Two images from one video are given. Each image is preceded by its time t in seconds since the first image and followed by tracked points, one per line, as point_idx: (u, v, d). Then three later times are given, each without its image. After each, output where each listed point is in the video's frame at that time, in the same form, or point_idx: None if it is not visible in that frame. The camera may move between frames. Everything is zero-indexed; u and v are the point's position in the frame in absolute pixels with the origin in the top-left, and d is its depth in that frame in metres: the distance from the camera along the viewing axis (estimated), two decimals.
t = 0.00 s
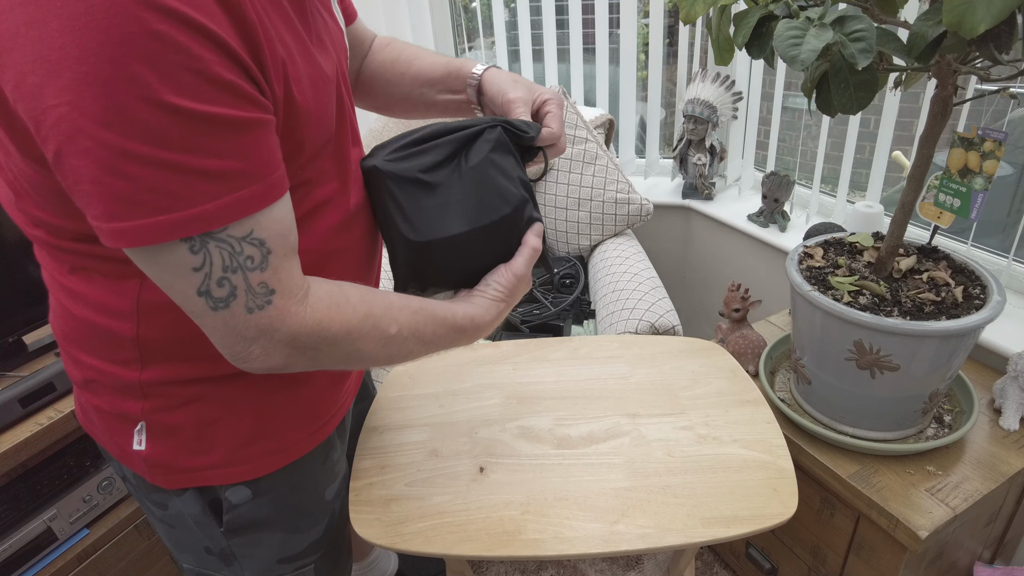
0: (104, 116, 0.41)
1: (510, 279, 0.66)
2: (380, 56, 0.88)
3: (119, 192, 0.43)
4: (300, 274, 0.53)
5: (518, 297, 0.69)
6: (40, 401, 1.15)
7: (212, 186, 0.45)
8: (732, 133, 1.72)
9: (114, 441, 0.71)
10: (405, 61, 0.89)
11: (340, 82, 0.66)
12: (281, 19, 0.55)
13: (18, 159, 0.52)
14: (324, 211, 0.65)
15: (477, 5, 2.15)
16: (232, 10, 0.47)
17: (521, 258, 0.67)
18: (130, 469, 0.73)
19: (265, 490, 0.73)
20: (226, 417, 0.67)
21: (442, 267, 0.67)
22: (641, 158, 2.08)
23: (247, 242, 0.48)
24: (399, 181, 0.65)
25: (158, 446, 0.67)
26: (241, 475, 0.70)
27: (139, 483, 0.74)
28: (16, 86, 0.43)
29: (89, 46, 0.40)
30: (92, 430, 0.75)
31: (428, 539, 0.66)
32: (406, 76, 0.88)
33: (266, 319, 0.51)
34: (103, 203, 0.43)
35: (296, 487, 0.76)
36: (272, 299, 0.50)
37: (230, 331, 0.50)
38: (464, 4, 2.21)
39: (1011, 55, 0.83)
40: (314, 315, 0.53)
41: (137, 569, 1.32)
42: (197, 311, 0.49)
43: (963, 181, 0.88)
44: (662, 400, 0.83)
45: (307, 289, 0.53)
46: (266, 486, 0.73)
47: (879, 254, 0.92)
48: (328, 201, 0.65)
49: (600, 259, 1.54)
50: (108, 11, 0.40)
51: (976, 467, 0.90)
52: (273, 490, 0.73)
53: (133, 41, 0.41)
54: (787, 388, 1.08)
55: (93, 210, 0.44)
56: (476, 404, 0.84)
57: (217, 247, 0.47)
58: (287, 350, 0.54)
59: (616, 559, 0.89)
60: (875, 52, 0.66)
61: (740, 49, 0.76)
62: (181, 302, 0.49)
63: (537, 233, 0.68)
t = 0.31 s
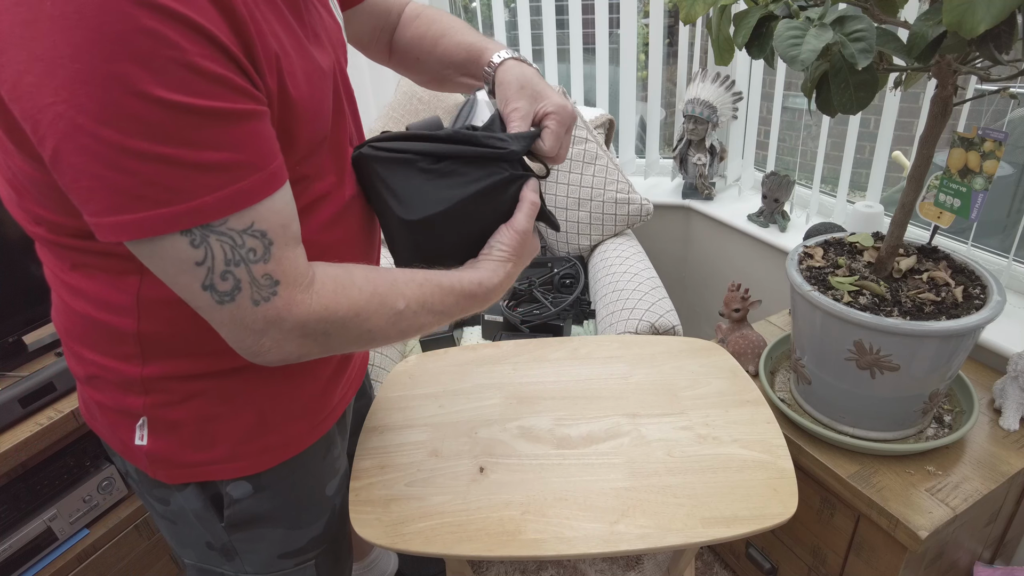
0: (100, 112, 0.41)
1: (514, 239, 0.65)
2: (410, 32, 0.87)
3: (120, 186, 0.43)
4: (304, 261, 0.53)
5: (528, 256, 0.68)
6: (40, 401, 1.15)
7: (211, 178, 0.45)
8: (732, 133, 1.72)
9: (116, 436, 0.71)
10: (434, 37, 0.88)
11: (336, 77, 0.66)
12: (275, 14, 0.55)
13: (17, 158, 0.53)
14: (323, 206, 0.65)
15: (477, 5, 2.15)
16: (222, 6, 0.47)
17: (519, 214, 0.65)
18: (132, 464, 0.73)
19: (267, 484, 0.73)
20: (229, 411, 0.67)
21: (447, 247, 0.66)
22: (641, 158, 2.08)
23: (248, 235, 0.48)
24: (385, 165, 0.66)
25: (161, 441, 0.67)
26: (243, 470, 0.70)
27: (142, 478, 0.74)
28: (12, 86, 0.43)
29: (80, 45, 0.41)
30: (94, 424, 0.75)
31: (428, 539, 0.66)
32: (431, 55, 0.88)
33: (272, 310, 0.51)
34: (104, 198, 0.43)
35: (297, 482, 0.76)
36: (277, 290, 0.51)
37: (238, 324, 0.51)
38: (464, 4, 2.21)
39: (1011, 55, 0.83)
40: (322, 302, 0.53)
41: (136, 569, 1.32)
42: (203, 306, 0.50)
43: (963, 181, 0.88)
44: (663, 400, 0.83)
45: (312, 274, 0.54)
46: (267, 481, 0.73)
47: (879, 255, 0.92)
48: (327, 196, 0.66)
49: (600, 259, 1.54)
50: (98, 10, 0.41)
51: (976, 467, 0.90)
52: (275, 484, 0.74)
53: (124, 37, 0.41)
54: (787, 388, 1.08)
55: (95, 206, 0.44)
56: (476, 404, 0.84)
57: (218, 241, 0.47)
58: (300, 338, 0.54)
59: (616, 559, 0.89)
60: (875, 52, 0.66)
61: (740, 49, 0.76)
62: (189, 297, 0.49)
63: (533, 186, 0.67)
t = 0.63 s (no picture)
0: (79, 112, 0.41)
1: (493, 252, 0.66)
2: (393, 47, 0.88)
3: (99, 185, 0.43)
4: (280, 262, 0.52)
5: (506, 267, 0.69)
6: (40, 401, 1.15)
7: (190, 180, 0.45)
8: (732, 133, 1.72)
9: (119, 431, 0.71)
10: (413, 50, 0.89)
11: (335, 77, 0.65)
12: (266, 14, 0.55)
13: (9, 158, 0.53)
14: (319, 202, 0.65)
15: (477, 5, 2.15)
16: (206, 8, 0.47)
17: (503, 232, 0.65)
18: (136, 458, 0.73)
19: (266, 480, 0.73)
20: (230, 408, 0.67)
21: (429, 238, 0.68)
22: (641, 158, 2.08)
23: (225, 237, 0.48)
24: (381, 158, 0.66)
25: (163, 436, 0.68)
26: (243, 466, 0.70)
27: (144, 472, 0.74)
28: None
29: (60, 44, 0.41)
30: (98, 417, 0.76)
31: (428, 539, 0.66)
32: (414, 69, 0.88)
33: (248, 311, 0.51)
34: (85, 197, 0.44)
35: (296, 479, 0.76)
36: (253, 290, 0.51)
37: (214, 324, 0.51)
38: (464, 4, 2.21)
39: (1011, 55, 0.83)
40: (295, 303, 0.53)
41: (136, 569, 1.32)
42: (178, 304, 0.50)
43: (963, 181, 0.88)
44: (663, 400, 0.83)
45: (285, 271, 0.53)
46: (266, 477, 0.73)
47: (879, 255, 0.92)
48: (324, 193, 0.66)
49: (600, 260, 1.54)
50: (78, 10, 0.41)
51: (976, 467, 0.90)
52: (274, 481, 0.74)
53: (102, 37, 0.41)
54: (787, 388, 1.08)
55: (77, 204, 0.44)
56: (476, 404, 0.84)
57: (195, 242, 0.47)
58: (274, 340, 0.54)
59: (616, 559, 0.89)
60: (875, 52, 0.66)
61: (740, 49, 0.76)
62: (161, 294, 0.49)
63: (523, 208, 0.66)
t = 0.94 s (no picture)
0: (53, 100, 0.41)
1: (471, 285, 0.66)
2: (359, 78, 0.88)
3: (66, 174, 0.43)
4: (244, 268, 0.52)
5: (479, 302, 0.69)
6: (40, 401, 1.15)
7: (159, 176, 0.45)
8: (732, 133, 1.72)
9: (131, 429, 0.71)
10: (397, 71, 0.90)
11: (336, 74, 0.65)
12: (264, 8, 0.54)
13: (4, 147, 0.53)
14: (321, 197, 0.65)
15: (477, 5, 2.15)
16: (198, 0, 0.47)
17: (488, 270, 0.66)
18: (147, 457, 0.73)
19: (278, 476, 0.74)
20: (242, 404, 0.67)
21: (410, 255, 0.69)
22: (641, 158, 2.08)
23: (189, 235, 0.48)
24: (399, 161, 0.68)
25: (174, 433, 0.67)
26: (255, 461, 0.70)
27: (156, 471, 0.74)
28: None
29: (41, 28, 0.41)
30: (108, 415, 0.75)
31: (428, 539, 0.66)
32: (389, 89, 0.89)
33: (204, 314, 0.50)
34: (53, 183, 0.44)
35: (307, 476, 0.77)
36: (211, 294, 0.50)
37: (168, 323, 0.50)
38: (464, 4, 2.21)
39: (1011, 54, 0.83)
40: (255, 313, 0.52)
41: (136, 569, 1.32)
42: (133, 299, 0.49)
43: (962, 181, 0.88)
44: (663, 400, 0.83)
45: (251, 279, 0.53)
46: (279, 472, 0.73)
47: (879, 255, 0.92)
48: (324, 189, 0.66)
49: (600, 260, 1.54)
50: None
51: (976, 467, 0.90)
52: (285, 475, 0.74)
53: (82, 24, 0.41)
54: (787, 388, 1.08)
55: (47, 189, 0.45)
56: (475, 404, 0.84)
57: (156, 237, 0.47)
58: (229, 348, 0.54)
59: (616, 559, 0.89)
60: (875, 52, 0.66)
61: (740, 49, 0.76)
62: (118, 289, 0.49)
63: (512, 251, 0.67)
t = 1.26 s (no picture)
0: (50, 96, 0.42)
1: (482, 276, 0.67)
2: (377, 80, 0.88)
3: (66, 170, 0.43)
4: (252, 259, 0.52)
5: (490, 293, 0.70)
6: (40, 401, 1.15)
7: (158, 170, 0.45)
8: (732, 133, 1.72)
9: (137, 426, 0.71)
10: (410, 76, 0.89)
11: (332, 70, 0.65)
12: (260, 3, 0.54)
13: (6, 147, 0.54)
14: (321, 191, 0.65)
15: (477, 5, 2.15)
16: None
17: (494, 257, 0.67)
18: (153, 453, 0.73)
19: (283, 470, 0.74)
20: (247, 398, 0.68)
21: (414, 248, 0.69)
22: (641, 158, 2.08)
23: (194, 229, 0.48)
24: (390, 156, 0.68)
25: (180, 429, 0.68)
26: (262, 455, 0.71)
27: (161, 467, 0.74)
28: None
29: (38, 26, 0.41)
30: (115, 413, 0.76)
31: (428, 539, 0.66)
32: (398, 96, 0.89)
33: (214, 306, 0.50)
34: (55, 180, 0.44)
35: (311, 470, 0.77)
36: (220, 286, 0.50)
37: (178, 317, 0.50)
38: (464, 4, 2.21)
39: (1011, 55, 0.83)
40: (266, 303, 0.53)
41: (137, 569, 1.32)
42: (144, 294, 0.49)
43: (963, 181, 0.88)
44: (663, 400, 0.83)
45: (259, 269, 0.53)
46: (284, 466, 0.74)
47: (879, 255, 0.92)
48: (326, 184, 0.66)
49: (600, 260, 1.54)
50: None
51: (976, 467, 0.90)
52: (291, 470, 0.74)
53: (74, 21, 0.41)
54: (787, 388, 1.08)
55: (50, 186, 0.45)
56: (475, 404, 0.84)
57: (162, 231, 0.47)
58: (240, 339, 0.54)
59: (616, 559, 0.89)
60: (875, 52, 0.66)
61: (740, 49, 0.76)
62: (127, 284, 0.49)
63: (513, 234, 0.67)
